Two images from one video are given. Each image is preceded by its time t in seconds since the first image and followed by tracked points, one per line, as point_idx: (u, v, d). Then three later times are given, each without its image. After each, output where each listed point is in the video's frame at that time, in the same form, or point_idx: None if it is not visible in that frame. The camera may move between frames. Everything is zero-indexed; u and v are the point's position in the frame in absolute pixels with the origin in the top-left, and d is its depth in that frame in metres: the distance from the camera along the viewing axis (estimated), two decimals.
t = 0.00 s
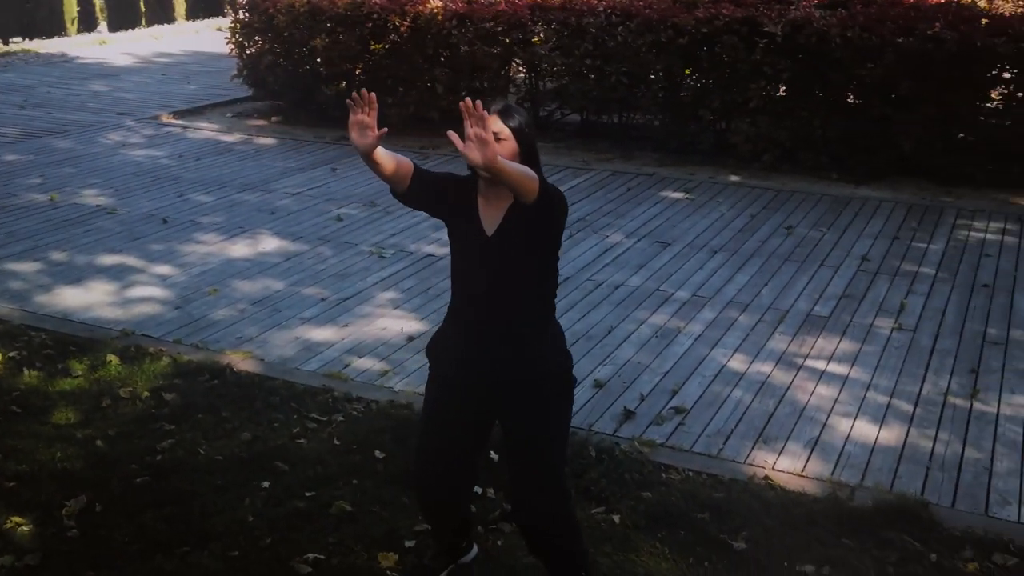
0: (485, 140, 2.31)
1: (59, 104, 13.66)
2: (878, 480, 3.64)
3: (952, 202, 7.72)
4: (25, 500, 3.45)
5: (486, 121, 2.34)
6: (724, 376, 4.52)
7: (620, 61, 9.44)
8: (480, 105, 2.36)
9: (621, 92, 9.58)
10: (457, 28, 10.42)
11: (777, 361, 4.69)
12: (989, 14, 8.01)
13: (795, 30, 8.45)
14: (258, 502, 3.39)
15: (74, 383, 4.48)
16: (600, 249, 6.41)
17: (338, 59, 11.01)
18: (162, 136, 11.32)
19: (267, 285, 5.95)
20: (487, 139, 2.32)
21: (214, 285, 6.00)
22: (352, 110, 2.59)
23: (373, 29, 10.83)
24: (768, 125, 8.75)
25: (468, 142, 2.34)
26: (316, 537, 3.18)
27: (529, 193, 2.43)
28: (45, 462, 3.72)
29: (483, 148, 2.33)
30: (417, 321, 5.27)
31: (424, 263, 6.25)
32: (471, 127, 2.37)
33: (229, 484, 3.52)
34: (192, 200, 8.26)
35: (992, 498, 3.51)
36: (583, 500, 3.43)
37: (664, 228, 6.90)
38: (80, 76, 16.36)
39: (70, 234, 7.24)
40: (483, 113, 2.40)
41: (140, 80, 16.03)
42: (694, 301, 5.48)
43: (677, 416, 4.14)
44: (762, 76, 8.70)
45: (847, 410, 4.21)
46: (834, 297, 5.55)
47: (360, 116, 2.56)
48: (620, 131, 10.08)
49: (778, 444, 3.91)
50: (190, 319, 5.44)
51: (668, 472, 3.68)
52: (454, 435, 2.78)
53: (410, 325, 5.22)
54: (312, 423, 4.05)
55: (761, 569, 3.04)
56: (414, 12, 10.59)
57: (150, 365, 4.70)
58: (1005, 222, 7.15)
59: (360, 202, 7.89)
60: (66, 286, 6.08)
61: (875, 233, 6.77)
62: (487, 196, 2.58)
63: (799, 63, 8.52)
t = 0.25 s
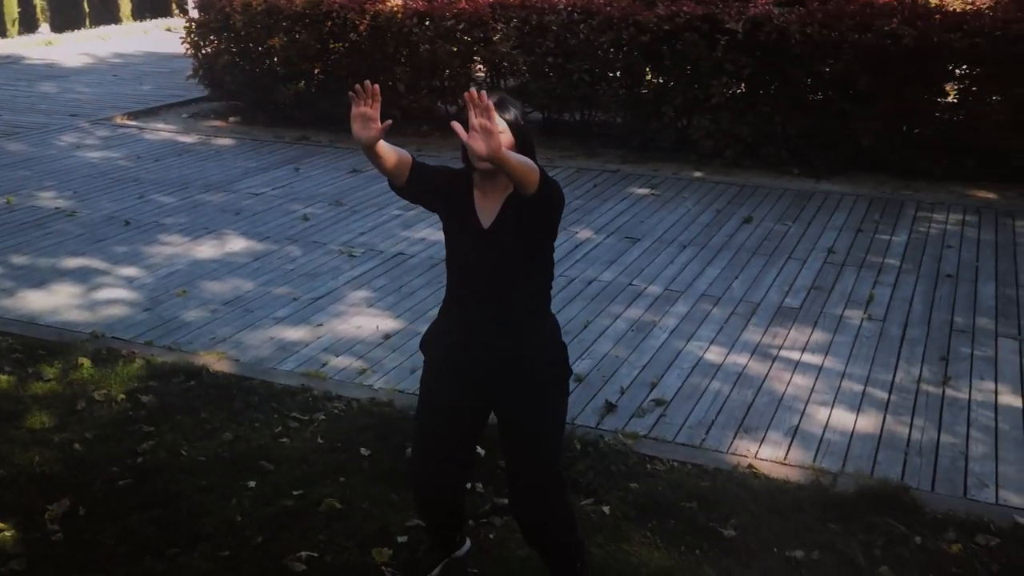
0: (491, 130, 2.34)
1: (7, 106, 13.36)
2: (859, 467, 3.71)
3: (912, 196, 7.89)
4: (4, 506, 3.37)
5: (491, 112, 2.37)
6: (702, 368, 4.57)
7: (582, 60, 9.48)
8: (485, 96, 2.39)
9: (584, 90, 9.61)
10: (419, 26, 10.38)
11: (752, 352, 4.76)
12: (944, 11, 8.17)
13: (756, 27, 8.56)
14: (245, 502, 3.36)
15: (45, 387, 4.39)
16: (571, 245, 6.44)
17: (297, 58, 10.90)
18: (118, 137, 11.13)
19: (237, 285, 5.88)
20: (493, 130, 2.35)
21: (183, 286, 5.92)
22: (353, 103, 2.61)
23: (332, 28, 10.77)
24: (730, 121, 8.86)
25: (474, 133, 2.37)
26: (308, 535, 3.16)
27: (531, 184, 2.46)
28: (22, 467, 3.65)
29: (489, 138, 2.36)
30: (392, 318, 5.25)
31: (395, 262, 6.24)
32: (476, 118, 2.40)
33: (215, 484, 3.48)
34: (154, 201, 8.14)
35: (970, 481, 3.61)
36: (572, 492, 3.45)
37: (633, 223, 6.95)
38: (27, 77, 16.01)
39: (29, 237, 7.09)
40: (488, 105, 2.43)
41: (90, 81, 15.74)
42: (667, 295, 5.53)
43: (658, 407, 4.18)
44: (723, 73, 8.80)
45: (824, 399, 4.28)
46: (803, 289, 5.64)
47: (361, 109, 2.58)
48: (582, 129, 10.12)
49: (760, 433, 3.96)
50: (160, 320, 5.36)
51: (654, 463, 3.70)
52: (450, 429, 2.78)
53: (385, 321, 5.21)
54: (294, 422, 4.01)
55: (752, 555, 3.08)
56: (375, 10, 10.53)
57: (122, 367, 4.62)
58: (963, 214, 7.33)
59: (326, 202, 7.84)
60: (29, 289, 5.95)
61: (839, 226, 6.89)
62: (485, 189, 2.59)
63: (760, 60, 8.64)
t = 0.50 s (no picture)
0: (485, 126, 2.35)
1: None
2: (832, 455, 3.78)
3: (864, 189, 8.04)
4: None
5: (486, 108, 2.38)
6: (672, 361, 4.63)
7: (538, 57, 9.49)
8: (481, 95, 2.41)
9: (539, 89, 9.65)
10: (374, 24, 10.33)
11: (721, 345, 4.83)
12: (892, 8, 8.35)
13: (710, 24, 8.66)
14: (225, 506, 3.32)
15: (9, 395, 4.30)
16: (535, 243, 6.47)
17: (250, 57, 10.77)
18: (65, 139, 10.90)
19: (199, 287, 5.80)
20: (487, 125, 2.36)
21: (144, 290, 5.81)
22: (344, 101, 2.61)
23: (284, 27, 10.66)
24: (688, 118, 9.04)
25: (468, 129, 2.38)
26: (291, 537, 3.14)
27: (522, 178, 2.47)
28: None
29: (483, 134, 2.37)
30: (361, 318, 5.24)
31: (359, 262, 6.21)
32: (470, 114, 2.40)
33: (192, 489, 3.43)
34: (107, 204, 7.99)
35: (938, 466, 3.70)
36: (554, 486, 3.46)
37: (594, 219, 6.99)
38: None
39: None
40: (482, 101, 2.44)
41: (32, 82, 15.39)
42: (633, 290, 5.58)
43: (632, 401, 4.22)
44: (678, 69, 8.89)
45: (793, 390, 4.35)
46: (766, 282, 5.72)
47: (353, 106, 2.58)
48: (538, 127, 10.13)
49: (733, 424, 4.02)
50: (122, 325, 5.26)
51: (632, 455, 3.73)
52: (438, 425, 2.78)
53: (353, 321, 5.20)
54: (268, 425, 3.98)
55: (734, 544, 3.13)
56: (329, 9, 10.44)
57: (87, 373, 4.51)
58: (915, 206, 7.49)
59: (285, 202, 7.78)
60: None
61: (796, 219, 7.00)
62: (472, 186, 2.60)
63: (715, 56, 8.71)
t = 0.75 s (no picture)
0: (477, 127, 2.34)
1: None
2: (806, 447, 3.84)
3: (823, 184, 8.16)
4: None
5: (478, 111, 2.39)
6: (645, 358, 4.67)
7: (499, 54, 9.50)
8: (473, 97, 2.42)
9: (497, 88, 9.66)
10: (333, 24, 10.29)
11: (692, 341, 4.89)
12: (848, 6, 8.49)
13: (669, 22, 8.75)
14: (205, 514, 3.28)
15: None
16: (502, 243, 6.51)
17: (206, 57, 10.67)
18: (16, 143, 10.69)
19: (165, 293, 5.71)
20: (478, 126, 2.36)
21: (107, 296, 5.71)
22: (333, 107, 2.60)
23: (241, 27, 10.55)
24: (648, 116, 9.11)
25: (459, 130, 2.37)
26: (275, 544, 3.12)
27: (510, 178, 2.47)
28: None
29: (475, 135, 2.37)
30: (331, 320, 5.22)
31: (326, 264, 6.18)
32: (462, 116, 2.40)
33: (171, 498, 3.39)
34: (63, 208, 7.85)
35: (909, 456, 3.78)
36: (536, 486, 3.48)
37: (560, 217, 7.02)
38: None
39: None
40: (474, 104, 2.44)
41: None
42: (602, 288, 5.61)
43: (607, 399, 4.25)
44: (638, 68, 8.96)
45: (764, 383, 4.42)
46: (732, 277, 5.80)
47: (341, 111, 2.57)
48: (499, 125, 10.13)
49: (708, 419, 4.07)
50: (87, 332, 5.17)
51: (611, 453, 3.76)
52: (423, 426, 2.79)
53: (323, 324, 5.18)
54: (244, 431, 3.94)
55: (716, 537, 3.17)
56: (286, 9, 10.35)
57: (52, 382, 4.41)
58: (872, 200, 7.62)
59: (247, 204, 7.72)
60: None
61: (758, 215, 7.09)
62: (456, 188, 2.59)
63: (674, 54, 8.80)
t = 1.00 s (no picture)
0: (469, 131, 2.37)
1: None
2: (779, 440, 3.90)
3: (779, 179, 8.28)
4: None
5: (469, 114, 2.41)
6: (616, 356, 4.71)
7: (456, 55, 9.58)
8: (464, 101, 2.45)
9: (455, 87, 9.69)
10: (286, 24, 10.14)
11: (660, 337, 4.94)
12: (800, 4, 8.64)
13: (625, 21, 8.83)
14: (184, 524, 3.24)
15: None
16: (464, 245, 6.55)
17: (156, 57, 10.48)
18: None
19: (126, 300, 5.61)
20: (470, 131, 2.39)
21: (65, 305, 5.58)
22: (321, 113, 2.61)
23: (191, 27, 10.38)
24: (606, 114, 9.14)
25: (450, 134, 2.40)
26: (259, 553, 3.09)
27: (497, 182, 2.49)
28: None
29: (466, 139, 2.39)
30: (299, 325, 5.19)
31: (290, 268, 6.14)
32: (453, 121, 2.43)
33: (148, 509, 3.33)
34: (13, 215, 7.65)
35: (879, 446, 3.85)
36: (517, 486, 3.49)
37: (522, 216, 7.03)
38: None
39: None
40: (465, 109, 2.47)
41: None
42: (569, 287, 5.63)
43: (581, 397, 4.28)
44: (595, 67, 9.03)
45: (734, 377, 4.48)
46: (696, 274, 5.86)
47: (329, 115, 2.58)
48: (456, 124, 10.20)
49: (681, 415, 4.12)
50: (47, 341, 5.04)
51: (588, 451, 3.79)
52: (409, 430, 2.79)
53: (291, 329, 5.15)
54: (217, 439, 3.89)
55: (698, 533, 3.21)
56: (239, 10, 10.19)
57: (15, 394, 4.29)
58: (828, 195, 7.75)
59: (205, 208, 7.63)
60: None
61: (718, 211, 7.18)
62: (440, 191, 2.59)
63: (631, 53, 8.88)
